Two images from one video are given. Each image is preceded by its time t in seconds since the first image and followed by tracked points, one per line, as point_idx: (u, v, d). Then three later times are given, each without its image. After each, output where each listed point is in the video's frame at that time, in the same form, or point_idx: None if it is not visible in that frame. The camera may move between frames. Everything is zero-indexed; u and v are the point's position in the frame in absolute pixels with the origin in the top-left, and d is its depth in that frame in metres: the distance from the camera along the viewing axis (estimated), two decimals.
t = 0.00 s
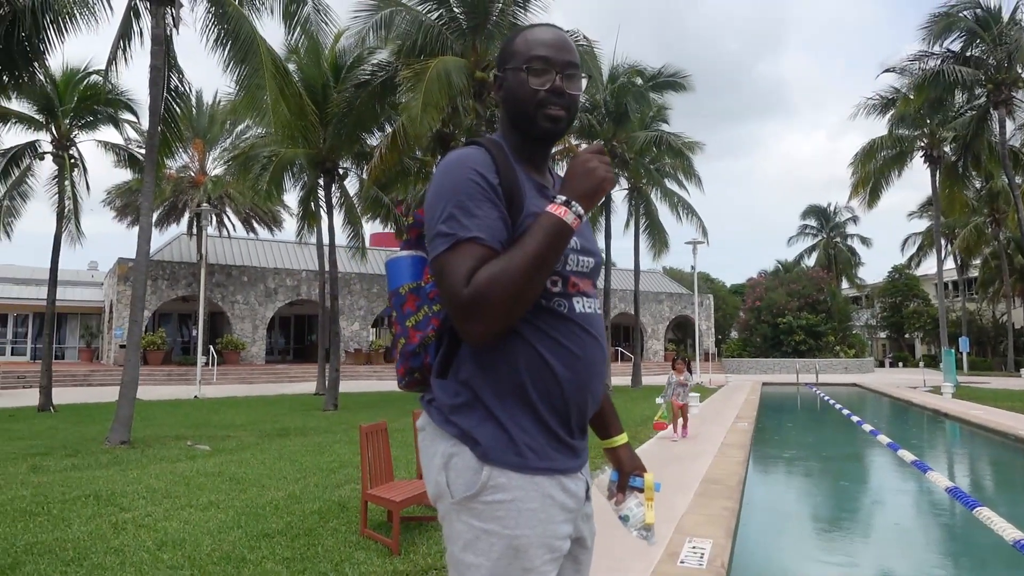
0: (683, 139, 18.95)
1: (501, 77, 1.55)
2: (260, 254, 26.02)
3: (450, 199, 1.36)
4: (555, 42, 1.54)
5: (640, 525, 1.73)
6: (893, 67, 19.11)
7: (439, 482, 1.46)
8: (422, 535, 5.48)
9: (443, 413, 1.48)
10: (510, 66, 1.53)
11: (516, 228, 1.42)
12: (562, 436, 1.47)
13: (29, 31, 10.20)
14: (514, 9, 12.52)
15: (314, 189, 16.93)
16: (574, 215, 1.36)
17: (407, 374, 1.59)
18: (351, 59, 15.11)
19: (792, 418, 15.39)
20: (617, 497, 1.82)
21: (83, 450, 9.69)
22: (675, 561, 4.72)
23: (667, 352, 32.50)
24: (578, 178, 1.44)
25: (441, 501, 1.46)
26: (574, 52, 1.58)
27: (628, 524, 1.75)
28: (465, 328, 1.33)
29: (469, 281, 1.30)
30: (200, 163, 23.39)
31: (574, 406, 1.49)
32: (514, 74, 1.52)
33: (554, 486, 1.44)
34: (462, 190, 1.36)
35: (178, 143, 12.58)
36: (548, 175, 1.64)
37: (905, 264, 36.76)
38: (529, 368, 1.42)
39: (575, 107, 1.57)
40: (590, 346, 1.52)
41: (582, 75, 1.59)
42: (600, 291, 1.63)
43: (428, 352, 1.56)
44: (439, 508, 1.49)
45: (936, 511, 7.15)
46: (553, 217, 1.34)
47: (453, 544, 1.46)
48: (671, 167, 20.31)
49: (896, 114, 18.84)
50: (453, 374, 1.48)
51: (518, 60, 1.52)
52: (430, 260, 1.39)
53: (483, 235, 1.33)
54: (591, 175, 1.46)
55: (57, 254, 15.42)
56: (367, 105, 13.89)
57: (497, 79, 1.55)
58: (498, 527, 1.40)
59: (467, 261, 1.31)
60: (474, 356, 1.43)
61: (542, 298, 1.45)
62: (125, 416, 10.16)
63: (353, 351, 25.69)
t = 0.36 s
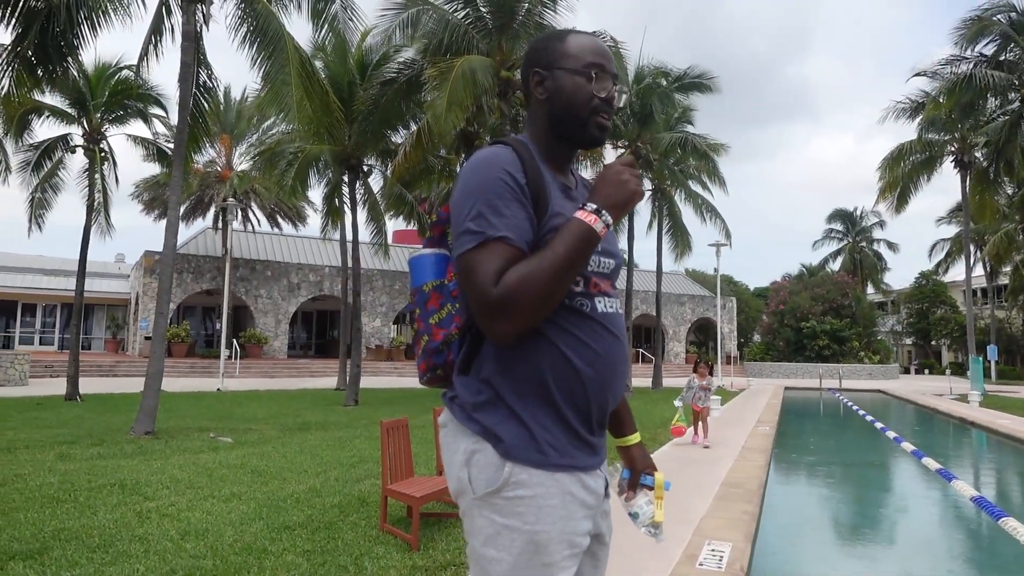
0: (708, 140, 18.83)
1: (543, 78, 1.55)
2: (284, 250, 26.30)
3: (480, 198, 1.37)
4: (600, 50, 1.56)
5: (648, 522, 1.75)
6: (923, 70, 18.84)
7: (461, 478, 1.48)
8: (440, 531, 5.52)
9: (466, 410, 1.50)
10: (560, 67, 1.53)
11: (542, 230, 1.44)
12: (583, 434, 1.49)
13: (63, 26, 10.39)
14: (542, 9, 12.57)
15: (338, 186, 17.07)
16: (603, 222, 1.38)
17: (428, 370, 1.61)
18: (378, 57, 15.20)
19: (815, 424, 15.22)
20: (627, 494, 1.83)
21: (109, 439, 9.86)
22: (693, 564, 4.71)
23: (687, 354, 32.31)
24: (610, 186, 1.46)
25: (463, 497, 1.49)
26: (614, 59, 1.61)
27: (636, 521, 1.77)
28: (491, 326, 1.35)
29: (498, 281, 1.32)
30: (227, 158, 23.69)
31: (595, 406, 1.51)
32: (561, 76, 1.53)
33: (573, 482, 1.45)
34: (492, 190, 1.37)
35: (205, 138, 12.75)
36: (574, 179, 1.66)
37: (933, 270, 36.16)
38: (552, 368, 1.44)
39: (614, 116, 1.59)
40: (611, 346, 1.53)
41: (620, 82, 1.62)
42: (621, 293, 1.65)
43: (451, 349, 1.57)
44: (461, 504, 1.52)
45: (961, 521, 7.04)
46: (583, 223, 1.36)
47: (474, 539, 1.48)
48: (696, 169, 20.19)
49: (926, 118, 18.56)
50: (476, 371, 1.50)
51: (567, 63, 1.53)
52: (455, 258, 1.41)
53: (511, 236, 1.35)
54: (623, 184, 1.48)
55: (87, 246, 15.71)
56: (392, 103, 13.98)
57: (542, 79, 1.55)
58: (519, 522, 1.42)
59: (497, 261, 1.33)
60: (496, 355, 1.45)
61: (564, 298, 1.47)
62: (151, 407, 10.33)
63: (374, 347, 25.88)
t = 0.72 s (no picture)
0: (717, 195, 19.01)
1: (589, 141, 1.58)
2: (295, 303, 26.46)
3: (515, 245, 1.36)
4: (641, 130, 1.63)
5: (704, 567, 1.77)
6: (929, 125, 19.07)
7: (473, 536, 1.44)
8: None
9: (479, 465, 1.46)
10: (608, 138, 1.58)
11: (569, 285, 1.44)
12: (594, 492, 1.47)
13: (91, 87, 10.76)
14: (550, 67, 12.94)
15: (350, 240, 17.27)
16: (632, 288, 1.40)
17: (433, 419, 1.55)
18: (391, 114, 15.57)
19: (833, 481, 14.84)
20: (672, 547, 1.77)
21: (115, 494, 9.75)
22: None
23: (700, 408, 31.86)
24: (640, 254, 1.49)
25: (474, 555, 1.45)
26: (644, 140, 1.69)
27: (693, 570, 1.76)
28: (521, 376, 1.33)
29: (533, 332, 1.31)
30: (242, 213, 24.09)
31: (608, 465, 1.50)
32: (608, 146, 1.57)
33: (586, 539, 1.43)
34: (528, 239, 1.37)
35: (222, 193, 13.01)
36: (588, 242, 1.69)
37: (947, 322, 35.80)
38: (573, 423, 1.42)
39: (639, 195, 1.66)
40: (626, 404, 1.53)
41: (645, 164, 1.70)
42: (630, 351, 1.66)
43: (464, 398, 1.52)
44: (470, 563, 1.47)
45: None
46: (613, 288, 1.37)
47: None
48: (705, 221, 20.32)
49: (934, 171, 18.69)
50: (492, 422, 1.47)
51: (617, 138, 1.58)
52: (482, 304, 1.38)
53: (546, 287, 1.35)
54: (651, 255, 1.51)
55: (102, 299, 15.88)
56: (405, 158, 14.26)
57: (589, 143, 1.58)
58: None
59: (533, 312, 1.32)
60: (517, 406, 1.42)
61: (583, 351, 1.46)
62: (158, 462, 10.24)
63: (383, 400, 25.72)
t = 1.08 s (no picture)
0: (731, 257, 19.08)
1: (601, 208, 1.65)
2: (310, 365, 26.51)
3: (533, 305, 1.41)
4: (653, 196, 1.68)
5: None
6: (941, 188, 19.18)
7: None
8: None
9: (492, 527, 1.47)
10: (618, 203, 1.64)
11: (584, 343, 1.47)
12: (609, 554, 1.47)
13: (118, 154, 11.16)
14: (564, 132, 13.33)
15: (366, 302, 17.43)
16: (648, 348, 1.43)
17: (448, 480, 1.57)
18: (408, 179, 15.93)
19: (860, 552, 14.31)
20: None
21: (123, 559, 9.62)
22: None
23: (720, 475, 31.10)
24: (654, 316, 1.52)
25: None
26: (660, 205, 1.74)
27: None
28: (536, 434, 1.36)
29: (550, 390, 1.34)
30: (260, 275, 24.46)
31: (624, 527, 1.50)
32: (616, 212, 1.64)
33: None
34: (546, 300, 1.41)
35: (241, 256, 13.27)
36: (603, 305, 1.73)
37: (971, 387, 35.05)
38: (589, 484, 1.43)
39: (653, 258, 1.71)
40: (644, 467, 1.54)
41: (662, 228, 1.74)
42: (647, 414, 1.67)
43: (480, 459, 1.54)
44: None
45: None
46: (628, 349, 1.40)
47: None
48: (720, 284, 20.32)
49: (949, 234, 18.69)
50: (507, 482, 1.48)
51: (625, 203, 1.64)
52: (499, 363, 1.42)
53: (562, 345, 1.38)
54: (666, 317, 1.53)
55: (120, 360, 16.04)
56: (422, 222, 14.54)
57: (600, 208, 1.65)
58: None
59: (548, 371, 1.35)
60: (534, 464, 1.44)
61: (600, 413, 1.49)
62: (168, 526, 10.12)
63: (397, 464, 25.39)
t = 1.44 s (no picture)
0: (740, 285, 19.05)
1: (600, 233, 1.69)
2: (318, 389, 26.50)
3: (527, 337, 1.44)
4: (651, 218, 1.71)
5: None
6: (951, 219, 19.15)
7: None
8: None
9: (497, 555, 1.49)
10: (614, 227, 1.68)
11: (580, 370, 1.50)
12: None
13: (132, 176, 11.33)
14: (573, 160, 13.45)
15: (375, 326, 17.48)
16: (645, 372, 1.45)
17: (455, 510, 1.60)
18: (418, 205, 16.05)
19: None
20: None
21: None
22: None
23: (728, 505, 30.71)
24: (652, 339, 1.54)
25: None
26: (661, 226, 1.76)
27: None
28: (533, 464, 1.38)
29: (544, 420, 1.37)
30: (269, 298, 24.59)
31: (630, 552, 1.51)
32: (614, 235, 1.67)
33: None
34: (539, 331, 1.45)
35: (251, 279, 13.37)
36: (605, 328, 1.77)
37: (983, 419, 34.60)
38: (592, 511, 1.45)
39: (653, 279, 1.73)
40: (649, 492, 1.55)
41: (665, 248, 1.76)
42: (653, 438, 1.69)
43: (485, 489, 1.57)
44: None
45: None
46: (625, 374, 1.42)
47: None
48: (729, 312, 20.28)
49: (959, 265, 18.62)
50: (510, 513, 1.50)
51: (621, 225, 1.68)
52: (497, 394, 1.45)
53: (556, 375, 1.41)
54: (664, 341, 1.55)
55: (129, 382, 16.11)
56: (431, 247, 14.64)
57: (597, 233, 1.69)
58: None
59: (543, 401, 1.38)
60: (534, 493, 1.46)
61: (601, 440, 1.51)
62: (171, 549, 10.06)
63: (402, 490, 25.22)
